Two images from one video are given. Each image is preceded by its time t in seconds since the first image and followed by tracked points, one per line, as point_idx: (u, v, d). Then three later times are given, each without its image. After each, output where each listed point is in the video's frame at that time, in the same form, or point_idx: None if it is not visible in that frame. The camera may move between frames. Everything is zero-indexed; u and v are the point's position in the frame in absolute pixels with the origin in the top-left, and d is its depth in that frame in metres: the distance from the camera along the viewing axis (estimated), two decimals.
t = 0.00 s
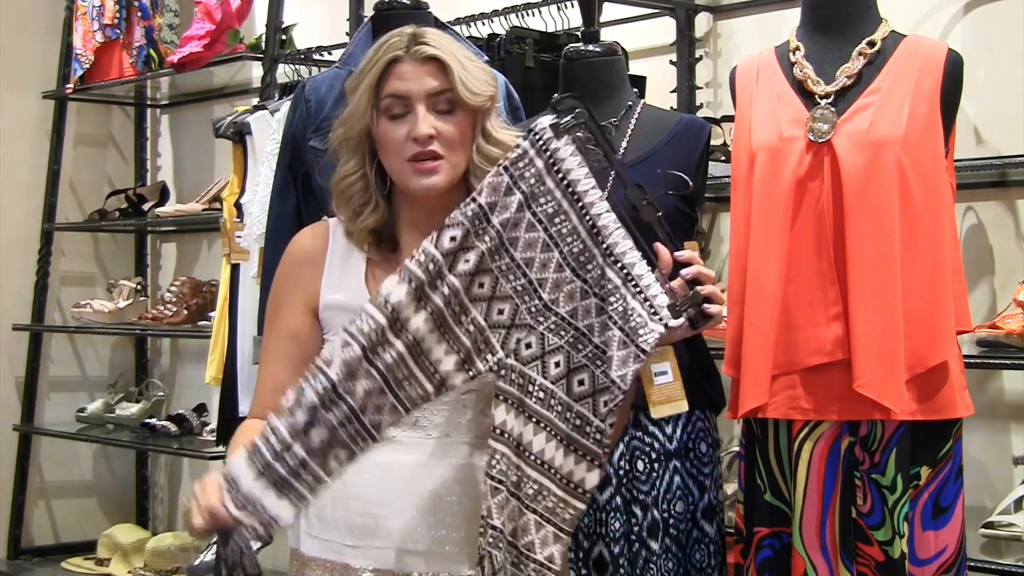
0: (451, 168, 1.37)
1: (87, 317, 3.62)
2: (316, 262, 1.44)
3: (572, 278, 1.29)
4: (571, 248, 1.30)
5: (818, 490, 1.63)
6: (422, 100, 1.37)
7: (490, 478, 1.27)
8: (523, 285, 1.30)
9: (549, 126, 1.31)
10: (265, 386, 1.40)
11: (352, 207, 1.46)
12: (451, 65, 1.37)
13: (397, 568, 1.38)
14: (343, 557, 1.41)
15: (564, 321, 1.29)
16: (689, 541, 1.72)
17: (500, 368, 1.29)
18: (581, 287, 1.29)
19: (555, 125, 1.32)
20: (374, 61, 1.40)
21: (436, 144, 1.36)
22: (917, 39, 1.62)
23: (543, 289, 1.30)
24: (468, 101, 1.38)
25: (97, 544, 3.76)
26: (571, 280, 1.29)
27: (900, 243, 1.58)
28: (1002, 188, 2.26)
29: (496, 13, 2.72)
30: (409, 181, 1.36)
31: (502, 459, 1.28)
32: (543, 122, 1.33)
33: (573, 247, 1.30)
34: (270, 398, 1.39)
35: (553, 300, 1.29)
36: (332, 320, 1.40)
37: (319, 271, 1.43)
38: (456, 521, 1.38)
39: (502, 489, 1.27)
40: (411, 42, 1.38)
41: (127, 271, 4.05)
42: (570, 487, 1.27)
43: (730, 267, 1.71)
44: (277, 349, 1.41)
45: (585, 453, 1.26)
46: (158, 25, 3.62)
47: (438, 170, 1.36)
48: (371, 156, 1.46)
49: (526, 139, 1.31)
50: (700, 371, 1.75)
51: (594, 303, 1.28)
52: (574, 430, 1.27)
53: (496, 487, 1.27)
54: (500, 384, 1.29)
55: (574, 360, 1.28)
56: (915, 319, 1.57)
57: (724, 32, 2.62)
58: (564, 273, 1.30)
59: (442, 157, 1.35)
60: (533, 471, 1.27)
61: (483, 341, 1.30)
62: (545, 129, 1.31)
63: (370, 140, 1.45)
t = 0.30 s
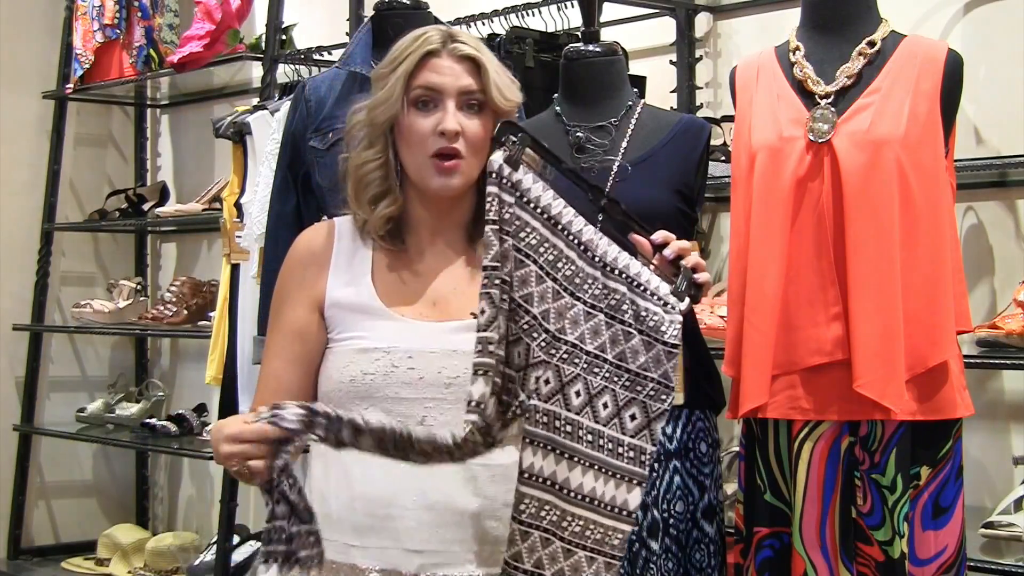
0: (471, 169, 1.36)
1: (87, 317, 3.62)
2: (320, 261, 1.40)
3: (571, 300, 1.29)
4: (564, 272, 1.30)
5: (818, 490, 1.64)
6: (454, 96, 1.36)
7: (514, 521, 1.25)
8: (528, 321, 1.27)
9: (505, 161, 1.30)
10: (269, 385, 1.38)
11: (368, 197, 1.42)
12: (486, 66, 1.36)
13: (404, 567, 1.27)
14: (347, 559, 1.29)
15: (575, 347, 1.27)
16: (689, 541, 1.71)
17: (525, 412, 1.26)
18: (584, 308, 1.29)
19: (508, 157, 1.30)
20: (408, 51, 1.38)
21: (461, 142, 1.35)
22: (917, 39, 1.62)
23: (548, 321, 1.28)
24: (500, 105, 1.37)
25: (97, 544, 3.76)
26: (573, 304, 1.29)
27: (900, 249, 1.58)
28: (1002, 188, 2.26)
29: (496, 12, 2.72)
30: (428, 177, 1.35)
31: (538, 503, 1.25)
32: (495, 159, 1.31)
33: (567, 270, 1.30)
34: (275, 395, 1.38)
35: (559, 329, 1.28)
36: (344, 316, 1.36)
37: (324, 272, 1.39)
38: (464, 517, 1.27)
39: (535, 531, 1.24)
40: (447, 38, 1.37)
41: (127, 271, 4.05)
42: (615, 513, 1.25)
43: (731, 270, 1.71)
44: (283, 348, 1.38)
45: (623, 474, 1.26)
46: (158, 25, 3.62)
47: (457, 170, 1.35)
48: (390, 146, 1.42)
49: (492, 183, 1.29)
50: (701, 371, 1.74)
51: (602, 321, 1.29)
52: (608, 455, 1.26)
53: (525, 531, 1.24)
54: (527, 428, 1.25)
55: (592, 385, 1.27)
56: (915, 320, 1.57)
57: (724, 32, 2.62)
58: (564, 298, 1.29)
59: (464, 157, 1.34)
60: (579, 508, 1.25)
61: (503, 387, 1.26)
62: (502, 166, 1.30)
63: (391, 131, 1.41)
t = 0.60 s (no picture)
0: (480, 174, 1.34)
1: (87, 317, 3.62)
2: (334, 256, 1.39)
3: (582, 303, 1.31)
4: (577, 275, 1.31)
5: (818, 490, 1.64)
6: (461, 103, 1.35)
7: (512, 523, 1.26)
8: (538, 326, 1.27)
9: (523, 161, 1.28)
10: (275, 380, 1.35)
11: (381, 201, 1.40)
12: (494, 71, 1.34)
13: (412, 565, 1.31)
14: (355, 555, 1.33)
15: (583, 351, 1.30)
16: (689, 540, 1.71)
17: (533, 415, 1.27)
18: (594, 312, 1.32)
19: (526, 159, 1.28)
20: (418, 57, 1.36)
21: (468, 148, 1.33)
22: (917, 39, 1.62)
23: (558, 323, 1.29)
24: (508, 111, 1.35)
25: (97, 544, 3.76)
26: (583, 308, 1.31)
27: (901, 251, 1.58)
28: (1002, 188, 2.26)
29: (496, 13, 2.72)
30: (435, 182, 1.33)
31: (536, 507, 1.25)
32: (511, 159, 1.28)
33: (580, 273, 1.32)
34: (281, 390, 1.35)
35: (568, 333, 1.29)
36: (352, 314, 1.35)
37: (336, 267, 1.38)
38: (471, 517, 1.31)
39: (530, 534, 1.25)
40: (457, 42, 1.35)
41: (127, 271, 4.05)
42: (608, 521, 1.27)
43: (730, 266, 1.71)
44: (291, 341, 1.36)
45: (620, 484, 1.28)
46: (158, 25, 3.61)
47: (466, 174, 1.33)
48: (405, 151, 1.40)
49: (507, 181, 1.27)
50: (701, 371, 1.75)
51: (611, 326, 1.32)
52: (608, 462, 1.28)
53: (521, 532, 1.25)
54: (530, 430, 1.27)
55: (600, 391, 1.29)
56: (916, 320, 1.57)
57: (724, 32, 2.62)
58: (574, 303, 1.31)
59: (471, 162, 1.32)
60: (571, 512, 1.26)
61: (513, 392, 1.24)
62: (519, 167, 1.27)
63: (403, 135, 1.39)
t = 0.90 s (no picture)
0: (483, 173, 1.34)
1: (87, 317, 3.62)
2: (338, 255, 1.38)
3: (591, 306, 1.28)
4: (585, 279, 1.28)
5: (818, 491, 1.64)
6: (465, 102, 1.35)
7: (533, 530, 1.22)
8: (545, 331, 1.25)
9: (528, 167, 1.25)
10: (278, 377, 1.35)
11: (384, 200, 1.40)
12: (498, 70, 1.34)
13: (416, 564, 1.30)
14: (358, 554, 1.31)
15: (597, 355, 1.26)
16: (689, 540, 1.71)
17: (543, 421, 1.23)
18: (604, 316, 1.28)
19: (529, 164, 1.25)
20: (421, 57, 1.36)
21: (472, 147, 1.33)
22: (917, 40, 1.62)
23: (568, 329, 1.26)
24: (512, 109, 1.35)
25: (97, 544, 3.76)
26: (594, 312, 1.28)
27: (901, 251, 1.58)
28: (1002, 188, 2.26)
29: (497, 12, 2.72)
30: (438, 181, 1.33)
31: (561, 514, 1.23)
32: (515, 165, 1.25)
33: (587, 277, 1.28)
34: (284, 388, 1.35)
35: (580, 338, 1.26)
36: (355, 313, 1.35)
37: (340, 265, 1.38)
38: (476, 516, 1.31)
39: (558, 542, 1.22)
40: (460, 41, 1.35)
41: (127, 271, 4.05)
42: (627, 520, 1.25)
43: (730, 266, 1.71)
44: (294, 339, 1.36)
45: (632, 483, 1.27)
46: (158, 25, 3.61)
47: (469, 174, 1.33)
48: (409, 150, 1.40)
49: (512, 187, 1.24)
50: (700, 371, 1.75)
51: (620, 328, 1.29)
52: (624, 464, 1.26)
53: (549, 542, 1.22)
54: (545, 436, 1.23)
55: (613, 394, 1.26)
56: (916, 320, 1.57)
57: (725, 32, 2.62)
58: (584, 306, 1.27)
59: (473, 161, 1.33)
60: (601, 517, 1.23)
61: (521, 398, 1.23)
62: (524, 172, 1.24)
63: (407, 133, 1.39)
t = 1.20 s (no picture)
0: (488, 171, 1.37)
1: (87, 317, 3.62)
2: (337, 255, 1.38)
3: (566, 316, 1.25)
4: (558, 290, 1.25)
5: (818, 491, 1.64)
6: (474, 100, 1.37)
7: (518, 542, 1.21)
8: (526, 343, 1.23)
9: (489, 185, 1.26)
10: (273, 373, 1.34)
11: (387, 199, 1.39)
12: (507, 71, 1.37)
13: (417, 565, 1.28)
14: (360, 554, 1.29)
15: (573, 365, 1.23)
16: (689, 540, 1.71)
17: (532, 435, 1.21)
18: (580, 325, 1.25)
19: (494, 179, 1.26)
20: (430, 54, 1.36)
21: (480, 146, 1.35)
22: (917, 39, 1.62)
23: (546, 339, 1.24)
24: (519, 110, 1.38)
25: (97, 544, 3.76)
26: (568, 321, 1.25)
27: (899, 250, 1.58)
28: (1002, 188, 2.26)
29: (497, 12, 2.72)
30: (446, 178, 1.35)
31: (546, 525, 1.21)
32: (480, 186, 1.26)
33: (559, 288, 1.26)
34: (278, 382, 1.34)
35: (557, 348, 1.24)
36: (357, 314, 1.35)
37: (339, 266, 1.37)
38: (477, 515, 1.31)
39: (545, 552, 1.20)
40: (468, 40, 1.36)
41: (127, 271, 4.05)
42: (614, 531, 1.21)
43: (731, 269, 1.71)
44: (289, 338, 1.35)
45: (619, 491, 1.22)
46: (158, 25, 3.62)
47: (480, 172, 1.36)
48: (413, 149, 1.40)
49: (476, 208, 1.25)
50: (700, 372, 1.76)
51: (597, 336, 1.25)
52: (606, 473, 1.22)
53: (536, 553, 1.20)
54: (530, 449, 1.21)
55: (591, 403, 1.23)
56: (915, 321, 1.57)
57: (725, 32, 2.62)
58: (558, 317, 1.25)
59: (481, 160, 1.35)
60: (583, 526, 1.21)
61: (516, 415, 1.20)
62: (486, 191, 1.25)
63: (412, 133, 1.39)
